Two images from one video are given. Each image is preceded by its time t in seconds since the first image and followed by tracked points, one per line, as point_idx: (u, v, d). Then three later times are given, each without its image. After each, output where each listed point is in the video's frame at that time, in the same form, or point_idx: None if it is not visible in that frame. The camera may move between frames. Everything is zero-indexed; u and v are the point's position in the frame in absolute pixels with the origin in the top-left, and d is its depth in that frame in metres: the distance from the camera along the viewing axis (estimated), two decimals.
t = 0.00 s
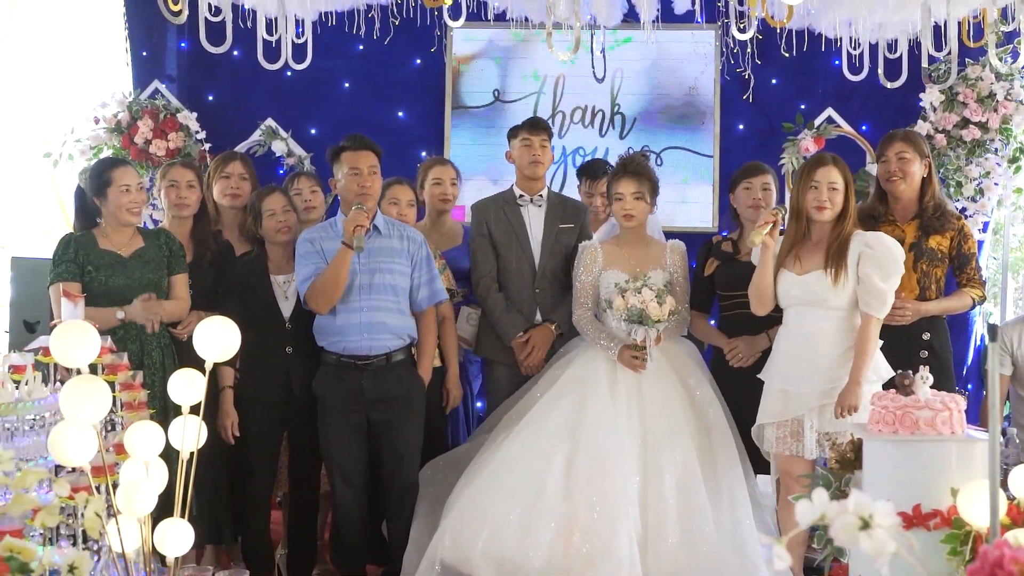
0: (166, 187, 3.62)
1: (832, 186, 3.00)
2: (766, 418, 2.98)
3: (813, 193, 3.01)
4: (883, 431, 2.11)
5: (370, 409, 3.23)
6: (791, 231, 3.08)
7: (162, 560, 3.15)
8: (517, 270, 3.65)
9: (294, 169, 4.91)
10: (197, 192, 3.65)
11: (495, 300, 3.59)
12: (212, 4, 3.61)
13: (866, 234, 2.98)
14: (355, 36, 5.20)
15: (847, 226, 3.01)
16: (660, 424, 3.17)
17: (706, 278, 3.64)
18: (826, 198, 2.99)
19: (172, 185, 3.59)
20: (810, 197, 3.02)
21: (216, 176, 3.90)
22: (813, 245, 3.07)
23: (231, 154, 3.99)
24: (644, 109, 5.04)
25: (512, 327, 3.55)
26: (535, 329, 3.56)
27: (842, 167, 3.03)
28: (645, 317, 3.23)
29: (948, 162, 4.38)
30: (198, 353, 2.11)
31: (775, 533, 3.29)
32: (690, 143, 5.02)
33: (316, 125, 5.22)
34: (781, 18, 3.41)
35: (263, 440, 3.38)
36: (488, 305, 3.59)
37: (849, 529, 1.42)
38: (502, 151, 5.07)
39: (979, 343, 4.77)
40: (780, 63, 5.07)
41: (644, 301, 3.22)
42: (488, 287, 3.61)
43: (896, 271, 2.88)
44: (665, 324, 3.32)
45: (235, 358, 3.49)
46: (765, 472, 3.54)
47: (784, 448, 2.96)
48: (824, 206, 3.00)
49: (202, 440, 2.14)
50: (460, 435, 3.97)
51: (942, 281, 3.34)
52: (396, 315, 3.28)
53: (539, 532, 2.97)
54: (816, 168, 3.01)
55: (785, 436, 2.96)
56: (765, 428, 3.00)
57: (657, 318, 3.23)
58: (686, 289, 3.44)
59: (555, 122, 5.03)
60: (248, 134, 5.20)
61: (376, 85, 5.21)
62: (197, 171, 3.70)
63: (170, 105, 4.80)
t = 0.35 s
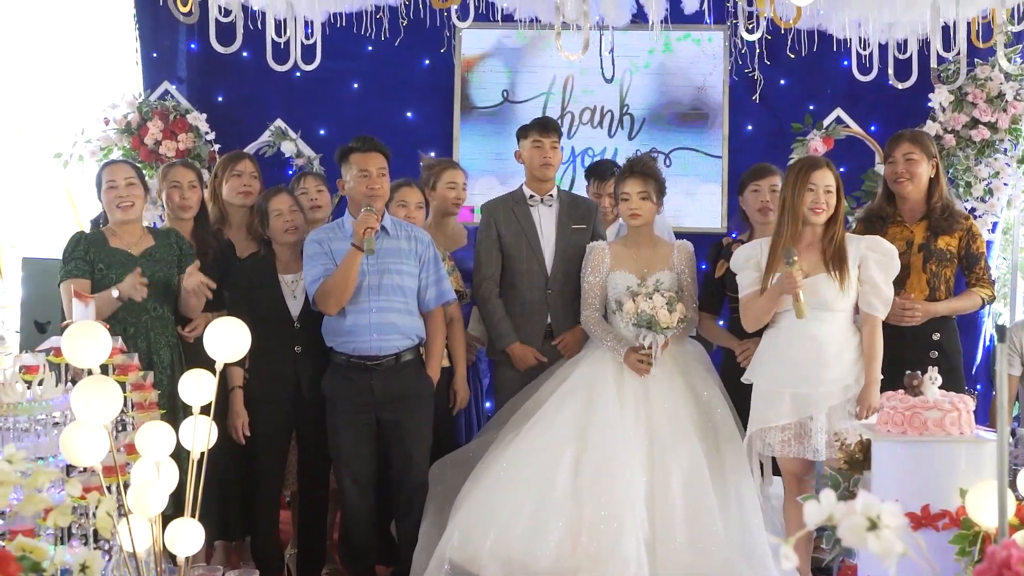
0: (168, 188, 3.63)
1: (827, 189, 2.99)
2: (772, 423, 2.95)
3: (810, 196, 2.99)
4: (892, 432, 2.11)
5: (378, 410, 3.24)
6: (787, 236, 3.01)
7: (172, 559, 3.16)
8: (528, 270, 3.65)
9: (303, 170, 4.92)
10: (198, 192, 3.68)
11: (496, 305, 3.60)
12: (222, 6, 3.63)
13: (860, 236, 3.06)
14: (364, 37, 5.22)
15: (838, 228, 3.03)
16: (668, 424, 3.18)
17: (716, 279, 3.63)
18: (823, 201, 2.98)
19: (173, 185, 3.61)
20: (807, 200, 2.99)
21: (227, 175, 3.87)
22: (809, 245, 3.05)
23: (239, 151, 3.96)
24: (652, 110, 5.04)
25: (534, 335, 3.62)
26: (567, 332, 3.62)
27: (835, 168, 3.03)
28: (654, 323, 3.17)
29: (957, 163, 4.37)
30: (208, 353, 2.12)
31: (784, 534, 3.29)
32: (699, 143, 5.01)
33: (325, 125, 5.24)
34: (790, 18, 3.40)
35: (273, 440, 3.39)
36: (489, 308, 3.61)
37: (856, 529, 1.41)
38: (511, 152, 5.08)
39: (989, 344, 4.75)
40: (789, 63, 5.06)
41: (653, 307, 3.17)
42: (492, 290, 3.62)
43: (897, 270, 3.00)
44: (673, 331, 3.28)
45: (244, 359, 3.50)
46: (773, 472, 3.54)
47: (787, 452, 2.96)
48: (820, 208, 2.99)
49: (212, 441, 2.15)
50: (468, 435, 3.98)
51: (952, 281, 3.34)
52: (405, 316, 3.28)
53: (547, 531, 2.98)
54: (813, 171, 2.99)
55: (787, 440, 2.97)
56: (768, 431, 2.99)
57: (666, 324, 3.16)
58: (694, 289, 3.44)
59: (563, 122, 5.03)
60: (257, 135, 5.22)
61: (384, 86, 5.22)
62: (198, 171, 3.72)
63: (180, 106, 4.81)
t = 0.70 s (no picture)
0: (174, 189, 3.63)
1: (823, 189, 3.00)
2: (790, 426, 2.92)
3: (807, 196, 2.99)
4: (898, 432, 2.11)
5: (386, 409, 3.26)
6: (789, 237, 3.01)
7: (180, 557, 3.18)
8: (533, 272, 3.67)
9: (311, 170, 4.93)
10: (203, 193, 3.68)
11: (503, 307, 3.62)
12: (232, 7, 3.65)
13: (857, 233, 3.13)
14: (372, 38, 5.23)
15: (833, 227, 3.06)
16: (675, 424, 3.18)
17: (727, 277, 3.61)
18: (819, 201, 2.99)
19: (180, 187, 3.61)
20: (803, 202, 3.00)
21: (232, 177, 3.88)
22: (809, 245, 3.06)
23: (242, 153, 3.96)
24: (660, 110, 5.04)
25: (541, 338, 3.62)
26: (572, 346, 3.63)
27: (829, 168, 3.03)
28: (654, 319, 3.21)
29: (964, 163, 4.36)
30: (216, 354, 2.13)
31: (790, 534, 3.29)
32: (707, 143, 5.01)
33: (333, 126, 5.25)
34: (797, 19, 3.39)
35: (281, 440, 3.41)
36: (497, 311, 3.62)
37: (857, 529, 1.42)
38: (518, 152, 5.09)
39: (997, 344, 4.74)
40: (797, 63, 5.05)
41: (652, 303, 3.21)
42: (499, 292, 3.63)
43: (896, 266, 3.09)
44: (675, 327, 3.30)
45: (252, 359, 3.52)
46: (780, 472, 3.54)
47: (807, 453, 2.94)
48: (817, 209, 3.00)
49: (220, 441, 2.16)
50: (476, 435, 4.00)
51: (960, 282, 3.35)
52: (412, 316, 3.30)
53: (554, 530, 2.98)
54: (809, 171, 2.98)
55: (808, 441, 2.94)
56: (786, 435, 2.96)
57: (665, 319, 3.21)
58: (701, 290, 3.43)
59: (570, 123, 5.03)
60: (266, 136, 5.24)
61: (393, 87, 5.23)
62: (201, 171, 3.72)
63: (189, 107, 4.84)
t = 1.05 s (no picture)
0: (186, 192, 3.67)
1: (826, 192, 3.00)
2: (806, 427, 2.92)
3: (810, 200, 3.00)
4: (909, 434, 2.11)
5: (398, 410, 3.27)
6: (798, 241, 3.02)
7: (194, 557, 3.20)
8: (543, 273, 3.68)
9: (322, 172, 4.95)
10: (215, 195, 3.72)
11: (518, 302, 3.59)
12: (245, 10, 3.67)
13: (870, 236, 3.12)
14: (384, 40, 5.25)
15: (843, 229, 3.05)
16: (686, 425, 3.18)
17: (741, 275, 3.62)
18: (823, 204, 3.00)
19: (191, 190, 3.65)
20: (807, 206, 3.01)
21: (240, 178, 3.90)
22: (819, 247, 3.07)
23: (251, 155, 3.98)
24: (671, 111, 5.04)
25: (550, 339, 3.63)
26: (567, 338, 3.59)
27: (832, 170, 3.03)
28: (666, 319, 3.21)
29: (977, 164, 4.34)
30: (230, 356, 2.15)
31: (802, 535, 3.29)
32: (718, 144, 5.01)
33: (345, 128, 5.27)
34: (809, 21, 3.39)
35: (292, 442, 3.43)
36: (512, 307, 3.60)
37: (869, 532, 1.42)
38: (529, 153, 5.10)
39: (1010, 346, 4.72)
40: (808, 64, 5.04)
41: (664, 303, 3.21)
42: (513, 290, 3.62)
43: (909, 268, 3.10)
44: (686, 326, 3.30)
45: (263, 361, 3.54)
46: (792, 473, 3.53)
47: (823, 454, 2.94)
48: (822, 212, 3.00)
49: (234, 443, 2.17)
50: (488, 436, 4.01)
51: (975, 285, 3.35)
52: (423, 316, 3.31)
53: (565, 532, 2.99)
54: (809, 176, 3.00)
55: (824, 442, 2.94)
56: (802, 436, 2.95)
57: (678, 319, 3.21)
58: (711, 292, 3.43)
59: (581, 124, 5.03)
60: (278, 137, 5.27)
61: (404, 89, 5.25)
62: (212, 173, 3.75)
63: (202, 109, 4.86)
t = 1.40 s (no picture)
0: (197, 193, 3.70)
1: (824, 189, 2.99)
2: (805, 423, 2.94)
3: (808, 199, 3.02)
4: (918, 433, 2.10)
5: (407, 409, 3.28)
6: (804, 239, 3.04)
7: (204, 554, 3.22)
8: (552, 273, 3.68)
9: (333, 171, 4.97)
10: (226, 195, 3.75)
11: (533, 301, 3.61)
12: (255, 11, 3.69)
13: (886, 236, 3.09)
14: (394, 40, 5.26)
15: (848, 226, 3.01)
16: (695, 424, 3.18)
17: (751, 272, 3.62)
18: (820, 202, 2.99)
19: (203, 190, 3.68)
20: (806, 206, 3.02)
21: (248, 178, 3.91)
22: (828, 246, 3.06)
23: (260, 154, 4.00)
24: (681, 110, 5.03)
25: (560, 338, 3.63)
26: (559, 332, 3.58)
27: (836, 169, 3.02)
28: (672, 319, 3.22)
29: (987, 163, 4.32)
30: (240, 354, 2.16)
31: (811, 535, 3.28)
32: (727, 143, 5.00)
33: (356, 128, 5.29)
34: (819, 20, 3.39)
35: (303, 441, 3.45)
36: (526, 307, 3.61)
37: (875, 528, 1.42)
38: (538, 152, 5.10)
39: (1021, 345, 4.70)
40: (818, 63, 5.03)
41: (670, 303, 3.22)
42: (527, 290, 3.63)
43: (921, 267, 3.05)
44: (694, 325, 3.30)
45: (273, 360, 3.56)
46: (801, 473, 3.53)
47: (824, 451, 2.94)
48: (822, 210, 2.99)
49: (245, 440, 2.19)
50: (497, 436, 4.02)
51: (986, 286, 3.34)
52: (433, 315, 3.32)
53: (575, 531, 2.99)
54: (806, 175, 3.03)
55: (824, 439, 2.93)
56: (802, 432, 2.96)
57: (684, 318, 3.22)
58: (720, 291, 3.43)
59: (590, 124, 5.04)
60: (288, 137, 5.29)
61: (414, 89, 5.26)
62: (221, 173, 3.77)
63: (213, 109, 4.89)
